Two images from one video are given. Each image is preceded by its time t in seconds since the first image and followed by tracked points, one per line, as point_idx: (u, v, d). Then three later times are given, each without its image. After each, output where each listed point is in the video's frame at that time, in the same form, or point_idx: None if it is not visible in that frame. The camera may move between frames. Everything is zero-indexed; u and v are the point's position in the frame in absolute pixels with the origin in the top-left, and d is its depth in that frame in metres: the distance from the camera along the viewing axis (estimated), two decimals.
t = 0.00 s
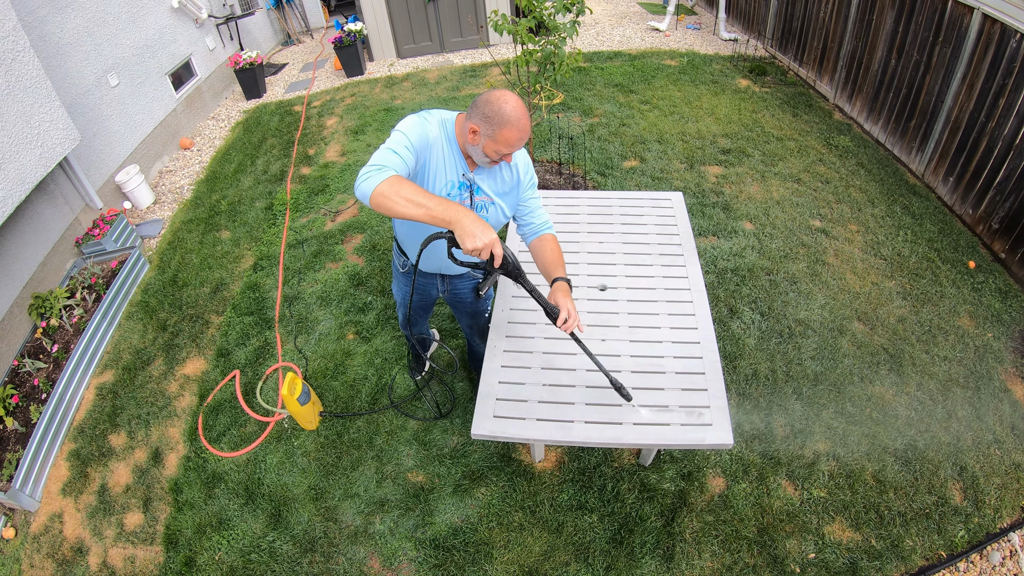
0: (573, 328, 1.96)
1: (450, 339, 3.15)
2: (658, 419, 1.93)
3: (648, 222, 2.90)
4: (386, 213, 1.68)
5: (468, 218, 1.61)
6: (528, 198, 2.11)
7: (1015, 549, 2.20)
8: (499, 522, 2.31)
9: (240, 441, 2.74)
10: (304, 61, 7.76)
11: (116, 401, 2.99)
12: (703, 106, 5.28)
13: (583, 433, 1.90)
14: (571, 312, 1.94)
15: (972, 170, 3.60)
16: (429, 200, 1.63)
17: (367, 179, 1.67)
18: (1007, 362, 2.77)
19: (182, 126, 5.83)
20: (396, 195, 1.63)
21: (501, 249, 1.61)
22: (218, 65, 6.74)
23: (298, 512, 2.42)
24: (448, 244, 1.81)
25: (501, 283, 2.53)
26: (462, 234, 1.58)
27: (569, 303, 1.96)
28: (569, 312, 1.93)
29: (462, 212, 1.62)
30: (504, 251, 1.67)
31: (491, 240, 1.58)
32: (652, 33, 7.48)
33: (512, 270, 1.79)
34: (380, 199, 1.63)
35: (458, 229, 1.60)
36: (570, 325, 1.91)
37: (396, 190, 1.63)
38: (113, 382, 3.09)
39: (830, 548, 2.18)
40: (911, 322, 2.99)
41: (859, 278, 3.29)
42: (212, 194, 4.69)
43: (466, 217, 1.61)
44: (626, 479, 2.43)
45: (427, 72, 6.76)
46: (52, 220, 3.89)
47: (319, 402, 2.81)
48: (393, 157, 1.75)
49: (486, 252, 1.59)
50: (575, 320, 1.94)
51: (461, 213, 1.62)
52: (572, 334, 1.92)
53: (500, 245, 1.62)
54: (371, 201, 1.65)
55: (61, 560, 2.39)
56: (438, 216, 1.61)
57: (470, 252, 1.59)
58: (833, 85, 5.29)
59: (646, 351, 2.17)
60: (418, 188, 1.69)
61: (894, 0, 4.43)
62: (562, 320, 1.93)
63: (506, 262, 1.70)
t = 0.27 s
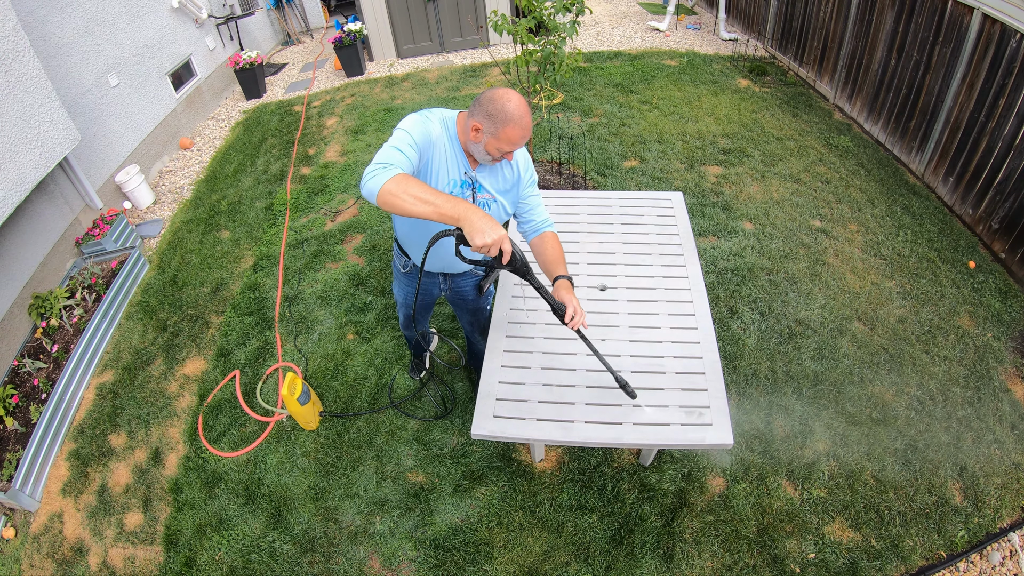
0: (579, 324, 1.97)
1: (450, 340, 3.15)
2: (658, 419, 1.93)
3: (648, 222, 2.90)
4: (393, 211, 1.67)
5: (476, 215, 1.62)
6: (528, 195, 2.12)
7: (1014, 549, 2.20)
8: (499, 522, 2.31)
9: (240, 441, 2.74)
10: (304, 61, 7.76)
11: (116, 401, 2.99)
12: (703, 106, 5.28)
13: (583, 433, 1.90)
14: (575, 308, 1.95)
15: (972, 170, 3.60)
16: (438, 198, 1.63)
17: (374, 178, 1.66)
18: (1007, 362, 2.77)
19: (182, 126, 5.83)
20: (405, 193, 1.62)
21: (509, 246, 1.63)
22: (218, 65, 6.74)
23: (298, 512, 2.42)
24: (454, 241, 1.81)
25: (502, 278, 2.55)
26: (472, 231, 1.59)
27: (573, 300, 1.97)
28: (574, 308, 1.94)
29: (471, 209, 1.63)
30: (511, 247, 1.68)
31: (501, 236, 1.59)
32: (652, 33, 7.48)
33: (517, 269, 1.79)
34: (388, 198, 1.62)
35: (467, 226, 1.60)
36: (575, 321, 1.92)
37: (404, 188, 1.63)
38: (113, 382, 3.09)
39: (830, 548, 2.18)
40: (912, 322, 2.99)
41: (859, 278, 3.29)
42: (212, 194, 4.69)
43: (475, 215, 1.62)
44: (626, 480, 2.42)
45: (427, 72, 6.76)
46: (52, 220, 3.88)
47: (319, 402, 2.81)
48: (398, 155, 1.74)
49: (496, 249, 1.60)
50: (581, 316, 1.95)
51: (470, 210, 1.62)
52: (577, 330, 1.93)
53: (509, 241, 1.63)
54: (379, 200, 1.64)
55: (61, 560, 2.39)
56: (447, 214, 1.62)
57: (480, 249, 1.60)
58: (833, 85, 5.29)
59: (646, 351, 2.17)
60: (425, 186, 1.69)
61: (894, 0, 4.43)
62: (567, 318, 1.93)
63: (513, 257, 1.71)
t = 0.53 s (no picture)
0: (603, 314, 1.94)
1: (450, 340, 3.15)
2: (658, 419, 1.93)
3: (648, 222, 2.90)
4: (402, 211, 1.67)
5: (484, 212, 1.61)
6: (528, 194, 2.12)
7: (1014, 549, 2.20)
8: (499, 522, 2.31)
9: (240, 441, 2.74)
10: (304, 61, 7.76)
11: (116, 401, 2.99)
12: (703, 107, 5.28)
13: (583, 433, 1.90)
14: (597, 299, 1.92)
15: (971, 171, 3.60)
16: (446, 196, 1.63)
17: (381, 178, 1.67)
18: (1007, 362, 2.77)
19: (182, 126, 5.83)
20: (413, 192, 1.62)
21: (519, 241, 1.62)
22: (218, 65, 6.75)
23: (298, 512, 2.42)
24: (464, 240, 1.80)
25: (502, 275, 2.58)
26: (480, 228, 1.58)
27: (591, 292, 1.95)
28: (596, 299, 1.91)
29: (479, 206, 1.62)
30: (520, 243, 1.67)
31: (510, 232, 1.59)
32: (652, 33, 7.48)
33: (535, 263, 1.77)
34: (397, 198, 1.63)
35: (475, 224, 1.60)
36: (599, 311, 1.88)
37: (412, 187, 1.63)
38: (113, 382, 3.09)
39: (830, 548, 2.18)
40: (912, 322, 2.99)
41: (860, 278, 3.28)
42: (212, 194, 4.69)
43: (482, 212, 1.61)
44: (626, 480, 2.43)
45: (427, 72, 6.76)
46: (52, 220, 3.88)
47: (319, 402, 2.81)
48: (403, 154, 1.74)
49: (505, 245, 1.59)
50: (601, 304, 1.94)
51: (478, 208, 1.62)
52: (603, 320, 1.89)
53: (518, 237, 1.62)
54: (388, 200, 1.65)
55: (61, 560, 2.39)
56: (455, 212, 1.61)
57: (489, 247, 1.59)
58: (833, 85, 5.29)
59: (646, 351, 2.17)
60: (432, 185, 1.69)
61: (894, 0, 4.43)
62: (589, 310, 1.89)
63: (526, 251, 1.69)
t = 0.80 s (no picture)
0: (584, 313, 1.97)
1: (450, 339, 3.15)
2: (658, 418, 1.93)
3: (648, 222, 2.90)
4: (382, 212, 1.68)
5: (461, 215, 1.61)
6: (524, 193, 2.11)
7: (1014, 550, 2.20)
8: (499, 522, 2.32)
9: (240, 441, 2.74)
10: (304, 61, 7.76)
11: (116, 401, 2.99)
12: (703, 106, 5.28)
13: (583, 433, 1.90)
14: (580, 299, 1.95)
15: (971, 170, 3.60)
16: (425, 198, 1.63)
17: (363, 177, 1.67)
18: (1007, 362, 2.77)
19: (182, 126, 5.83)
20: (394, 194, 1.63)
21: (495, 245, 1.63)
22: (218, 65, 6.75)
23: (298, 512, 2.42)
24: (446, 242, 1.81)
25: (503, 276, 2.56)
26: (456, 229, 1.58)
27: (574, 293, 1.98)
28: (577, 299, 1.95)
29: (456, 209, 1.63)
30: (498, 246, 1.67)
31: (484, 235, 1.57)
32: (652, 33, 7.48)
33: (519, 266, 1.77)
34: (377, 198, 1.63)
35: (453, 226, 1.60)
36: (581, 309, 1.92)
37: (391, 189, 1.64)
38: (113, 382, 3.09)
39: (830, 548, 2.18)
40: (912, 322, 2.99)
41: (859, 278, 3.29)
42: (212, 194, 4.69)
43: (460, 214, 1.62)
44: (626, 479, 2.43)
45: (427, 72, 6.76)
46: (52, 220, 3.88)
47: (319, 401, 2.81)
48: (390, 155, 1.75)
49: (481, 247, 1.59)
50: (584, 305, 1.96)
51: (454, 210, 1.62)
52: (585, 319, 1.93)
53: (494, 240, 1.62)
54: (368, 201, 1.65)
55: (61, 560, 2.39)
56: (434, 214, 1.61)
57: (466, 247, 1.59)
58: (834, 85, 5.29)
59: (646, 351, 2.17)
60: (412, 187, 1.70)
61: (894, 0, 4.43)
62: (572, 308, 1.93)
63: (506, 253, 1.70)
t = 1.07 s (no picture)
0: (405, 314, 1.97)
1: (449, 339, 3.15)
2: (658, 419, 1.93)
3: (648, 222, 2.89)
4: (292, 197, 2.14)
5: (299, 219, 1.98)
6: (462, 203, 2.04)
7: (1014, 550, 2.20)
8: (499, 522, 2.31)
9: (240, 441, 2.74)
10: (304, 61, 7.76)
11: (116, 401, 2.99)
12: (703, 106, 5.28)
13: (582, 433, 1.90)
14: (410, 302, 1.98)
15: (971, 171, 3.61)
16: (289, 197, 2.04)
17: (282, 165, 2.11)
18: (1007, 362, 2.76)
19: (182, 126, 5.83)
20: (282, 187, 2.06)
21: (316, 248, 1.94)
22: (218, 65, 6.75)
23: (298, 512, 2.42)
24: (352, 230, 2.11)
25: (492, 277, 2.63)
26: (291, 226, 1.98)
27: (405, 296, 1.97)
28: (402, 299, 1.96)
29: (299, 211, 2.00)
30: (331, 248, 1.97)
31: (299, 239, 1.94)
32: (652, 34, 7.48)
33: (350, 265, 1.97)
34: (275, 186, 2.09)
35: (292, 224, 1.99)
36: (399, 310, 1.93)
37: (287, 179, 2.08)
38: (113, 382, 3.09)
39: (830, 548, 2.18)
40: (912, 322, 2.99)
41: (860, 278, 3.29)
42: (212, 194, 4.69)
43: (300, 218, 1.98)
44: (626, 479, 2.43)
45: (427, 72, 6.76)
46: (52, 220, 3.88)
47: (319, 402, 2.81)
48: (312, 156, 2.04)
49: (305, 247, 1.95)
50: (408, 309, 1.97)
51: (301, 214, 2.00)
52: (399, 317, 1.94)
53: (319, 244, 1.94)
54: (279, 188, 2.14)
55: (61, 560, 2.39)
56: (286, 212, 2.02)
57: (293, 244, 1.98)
58: (833, 85, 5.29)
59: (646, 351, 2.17)
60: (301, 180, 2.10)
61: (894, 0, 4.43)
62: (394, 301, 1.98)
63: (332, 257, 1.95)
